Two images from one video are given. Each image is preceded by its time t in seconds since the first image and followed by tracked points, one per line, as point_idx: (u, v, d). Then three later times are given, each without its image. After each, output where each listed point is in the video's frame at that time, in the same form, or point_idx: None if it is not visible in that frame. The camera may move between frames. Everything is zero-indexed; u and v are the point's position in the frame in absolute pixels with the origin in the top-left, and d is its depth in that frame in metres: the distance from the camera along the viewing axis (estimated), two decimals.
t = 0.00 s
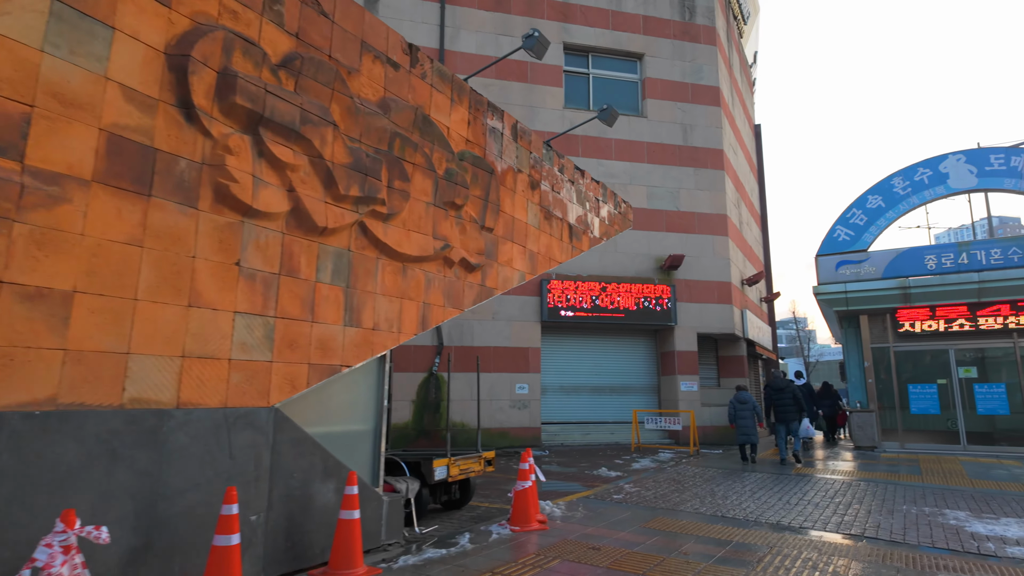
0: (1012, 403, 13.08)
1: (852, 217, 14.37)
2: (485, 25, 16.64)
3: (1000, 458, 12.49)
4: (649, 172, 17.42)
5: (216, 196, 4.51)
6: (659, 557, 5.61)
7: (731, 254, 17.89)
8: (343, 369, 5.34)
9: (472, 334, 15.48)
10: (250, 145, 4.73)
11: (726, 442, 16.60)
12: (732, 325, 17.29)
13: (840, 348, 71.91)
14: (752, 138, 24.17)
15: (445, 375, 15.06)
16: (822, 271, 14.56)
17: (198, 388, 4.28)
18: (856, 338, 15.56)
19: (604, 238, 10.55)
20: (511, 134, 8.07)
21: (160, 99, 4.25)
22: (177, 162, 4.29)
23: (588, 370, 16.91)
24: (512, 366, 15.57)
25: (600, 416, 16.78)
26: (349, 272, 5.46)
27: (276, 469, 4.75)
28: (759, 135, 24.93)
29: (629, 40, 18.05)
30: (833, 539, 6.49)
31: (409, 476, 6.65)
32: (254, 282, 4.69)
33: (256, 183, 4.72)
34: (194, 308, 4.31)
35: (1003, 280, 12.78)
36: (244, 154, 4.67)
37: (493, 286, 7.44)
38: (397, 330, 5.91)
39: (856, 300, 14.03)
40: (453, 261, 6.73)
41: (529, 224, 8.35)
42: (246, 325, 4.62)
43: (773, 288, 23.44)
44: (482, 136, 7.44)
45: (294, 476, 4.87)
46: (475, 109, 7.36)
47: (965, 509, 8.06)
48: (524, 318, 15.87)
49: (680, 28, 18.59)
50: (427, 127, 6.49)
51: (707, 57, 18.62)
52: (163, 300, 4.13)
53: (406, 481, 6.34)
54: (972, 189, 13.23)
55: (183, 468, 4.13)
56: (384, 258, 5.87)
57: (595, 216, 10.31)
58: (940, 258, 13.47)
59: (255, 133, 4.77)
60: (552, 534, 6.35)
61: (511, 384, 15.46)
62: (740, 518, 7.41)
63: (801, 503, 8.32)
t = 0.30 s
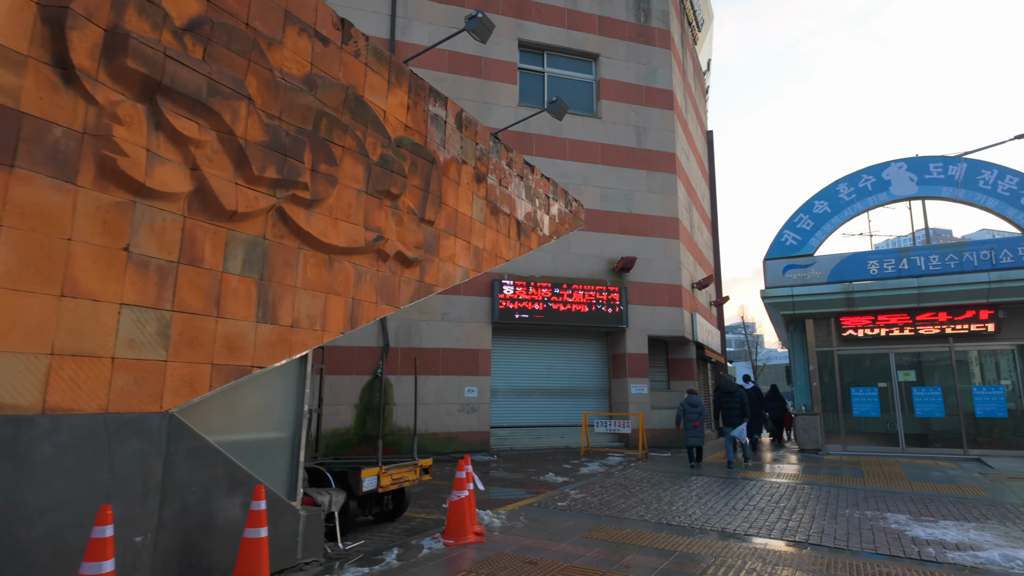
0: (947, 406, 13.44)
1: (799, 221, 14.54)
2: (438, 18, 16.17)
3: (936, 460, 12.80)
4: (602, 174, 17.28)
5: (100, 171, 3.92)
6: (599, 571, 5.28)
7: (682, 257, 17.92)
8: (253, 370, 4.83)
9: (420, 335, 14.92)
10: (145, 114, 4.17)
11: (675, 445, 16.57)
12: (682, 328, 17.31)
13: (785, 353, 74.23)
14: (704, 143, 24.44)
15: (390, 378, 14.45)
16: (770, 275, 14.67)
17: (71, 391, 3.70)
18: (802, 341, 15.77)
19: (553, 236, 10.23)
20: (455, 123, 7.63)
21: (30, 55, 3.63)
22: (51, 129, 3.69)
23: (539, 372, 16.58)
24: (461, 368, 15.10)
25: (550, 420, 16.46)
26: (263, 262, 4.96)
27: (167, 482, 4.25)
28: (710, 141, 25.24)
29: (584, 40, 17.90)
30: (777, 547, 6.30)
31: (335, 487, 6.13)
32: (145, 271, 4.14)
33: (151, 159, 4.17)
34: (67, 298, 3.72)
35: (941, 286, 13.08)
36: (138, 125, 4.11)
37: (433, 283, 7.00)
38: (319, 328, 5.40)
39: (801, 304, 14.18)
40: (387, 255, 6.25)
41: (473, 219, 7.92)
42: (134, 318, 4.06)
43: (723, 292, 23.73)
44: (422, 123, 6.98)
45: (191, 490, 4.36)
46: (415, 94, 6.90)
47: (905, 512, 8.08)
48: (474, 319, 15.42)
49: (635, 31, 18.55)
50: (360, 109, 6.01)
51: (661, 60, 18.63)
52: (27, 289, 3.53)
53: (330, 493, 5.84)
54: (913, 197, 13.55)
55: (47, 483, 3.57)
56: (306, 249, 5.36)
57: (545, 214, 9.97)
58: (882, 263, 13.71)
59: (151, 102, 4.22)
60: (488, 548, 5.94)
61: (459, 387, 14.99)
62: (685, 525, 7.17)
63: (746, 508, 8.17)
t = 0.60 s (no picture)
0: (912, 408, 13.49)
1: (768, 222, 14.47)
2: (405, 8, 15.70)
3: (902, 462, 12.83)
4: (573, 172, 17.00)
5: None
6: None
7: (652, 258, 17.76)
8: (178, 369, 4.33)
9: (384, 335, 14.36)
10: (48, 76, 3.66)
11: (644, 447, 16.37)
12: (652, 329, 17.13)
13: (751, 355, 75.48)
14: (675, 145, 24.41)
15: (352, 379, 13.88)
16: (739, 276, 14.56)
17: None
18: (770, 343, 15.73)
19: (520, 233, 9.87)
20: (416, 108, 7.20)
21: None
22: None
23: (507, 373, 16.18)
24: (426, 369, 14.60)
25: (518, 421, 16.08)
26: (191, 248, 4.48)
27: (70, 493, 3.75)
28: (681, 143, 25.25)
29: (555, 36, 17.62)
30: (748, 556, 6.03)
31: (278, 497, 5.65)
32: (47, 254, 3.62)
33: (55, 127, 3.66)
34: None
35: (907, 288, 13.10)
36: (39, 88, 3.60)
37: (390, 276, 6.55)
38: (256, 322, 4.94)
39: (770, 305, 14.10)
40: (337, 245, 5.79)
41: (435, 211, 7.49)
42: (31, 307, 3.53)
43: (692, 294, 23.73)
44: (378, 106, 6.54)
45: (100, 503, 3.85)
46: (371, 74, 6.46)
47: (875, 516, 7.98)
48: (440, 318, 14.95)
49: (606, 28, 18.34)
50: (307, 86, 5.55)
51: (633, 59, 18.46)
52: None
53: (270, 503, 5.35)
54: (880, 199, 13.58)
55: None
56: (243, 234, 4.89)
57: (512, 208, 9.60)
58: (850, 265, 13.69)
59: (57, 63, 3.71)
60: (444, 561, 5.53)
61: (424, 388, 14.48)
62: (653, 532, 6.87)
63: (716, 513, 7.92)
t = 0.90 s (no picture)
0: (900, 407, 13.25)
1: (756, 218, 14.16)
2: None
3: (890, 463, 12.59)
4: (557, 166, 16.58)
5: None
6: None
7: (637, 254, 17.39)
8: (104, 363, 3.81)
9: (361, 332, 13.81)
10: None
11: (628, 447, 16.00)
12: (637, 327, 16.77)
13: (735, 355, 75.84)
14: (661, 141, 24.11)
15: (326, 377, 13.32)
16: (726, 272, 14.23)
17: None
18: (757, 342, 15.45)
19: (501, 224, 9.42)
20: (386, 86, 6.74)
21: None
22: None
23: (489, 371, 15.70)
24: (405, 367, 14.10)
25: (500, 421, 15.60)
26: (122, 226, 3.96)
27: None
28: (666, 140, 24.96)
29: (540, 26, 17.19)
30: (739, 566, 5.62)
31: (229, 505, 5.14)
32: None
33: None
34: None
35: (896, 285, 12.83)
36: None
37: (357, 265, 6.05)
38: (199, 311, 4.43)
39: (757, 302, 13.79)
40: (296, 229, 5.30)
41: (408, 196, 7.01)
42: None
43: (677, 293, 23.44)
44: (344, 81, 6.07)
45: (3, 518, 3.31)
46: (337, 46, 5.98)
47: (868, 521, 7.66)
48: (420, 315, 14.44)
49: (592, 20, 17.95)
50: (263, 53, 5.05)
51: (619, 51, 18.09)
52: None
53: (217, 513, 4.83)
54: (869, 195, 13.33)
55: None
56: (184, 213, 4.38)
57: (492, 197, 9.14)
58: (838, 262, 13.41)
59: None
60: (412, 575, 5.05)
61: (403, 387, 13.97)
62: (639, 540, 6.44)
63: (704, 519, 7.52)
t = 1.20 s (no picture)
0: (887, 407, 13.05)
1: (742, 214, 13.87)
2: None
3: (877, 464, 12.35)
4: (541, 160, 16.20)
5: None
6: None
7: (622, 252, 17.07)
8: (11, 357, 3.34)
9: (336, 329, 13.32)
10: None
11: (612, 448, 15.66)
12: (621, 325, 16.45)
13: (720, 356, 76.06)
14: (647, 138, 23.84)
15: (298, 377, 12.82)
16: (712, 269, 13.92)
17: None
18: (742, 340, 15.19)
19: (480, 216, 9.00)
20: (353, 63, 6.32)
21: None
22: None
23: (470, 371, 15.26)
24: (382, 366, 13.63)
25: (481, 422, 15.15)
26: (36, 202, 3.49)
27: None
28: (653, 137, 24.71)
29: (524, 17, 16.81)
30: None
31: (171, 514, 4.69)
32: None
33: None
34: None
35: (883, 283, 12.61)
36: None
37: (318, 254, 5.64)
38: (130, 299, 3.99)
39: (743, 300, 13.52)
40: (246, 212, 4.89)
41: (377, 182, 6.60)
42: None
43: (662, 292, 23.18)
44: (305, 54, 5.64)
45: None
46: (298, 16, 5.55)
47: (858, 525, 7.36)
48: (398, 312, 13.98)
49: (577, 12, 17.61)
50: (211, 18, 4.61)
51: (605, 45, 17.76)
52: None
53: (153, 524, 4.38)
54: (857, 191, 13.11)
55: None
56: (114, 190, 3.93)
57: (470, 187, 8.73)
58: (825, 259, 13.17)
59: None
60: None
61: (379, 386, 13.51)
62: (620, 548, 6.06)
63: (689, 524, 7.16)
